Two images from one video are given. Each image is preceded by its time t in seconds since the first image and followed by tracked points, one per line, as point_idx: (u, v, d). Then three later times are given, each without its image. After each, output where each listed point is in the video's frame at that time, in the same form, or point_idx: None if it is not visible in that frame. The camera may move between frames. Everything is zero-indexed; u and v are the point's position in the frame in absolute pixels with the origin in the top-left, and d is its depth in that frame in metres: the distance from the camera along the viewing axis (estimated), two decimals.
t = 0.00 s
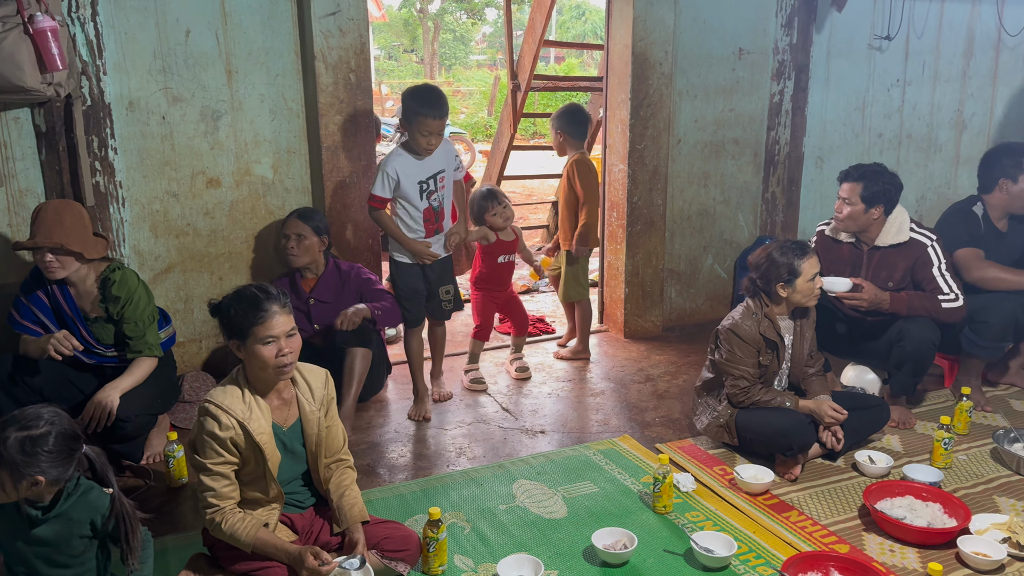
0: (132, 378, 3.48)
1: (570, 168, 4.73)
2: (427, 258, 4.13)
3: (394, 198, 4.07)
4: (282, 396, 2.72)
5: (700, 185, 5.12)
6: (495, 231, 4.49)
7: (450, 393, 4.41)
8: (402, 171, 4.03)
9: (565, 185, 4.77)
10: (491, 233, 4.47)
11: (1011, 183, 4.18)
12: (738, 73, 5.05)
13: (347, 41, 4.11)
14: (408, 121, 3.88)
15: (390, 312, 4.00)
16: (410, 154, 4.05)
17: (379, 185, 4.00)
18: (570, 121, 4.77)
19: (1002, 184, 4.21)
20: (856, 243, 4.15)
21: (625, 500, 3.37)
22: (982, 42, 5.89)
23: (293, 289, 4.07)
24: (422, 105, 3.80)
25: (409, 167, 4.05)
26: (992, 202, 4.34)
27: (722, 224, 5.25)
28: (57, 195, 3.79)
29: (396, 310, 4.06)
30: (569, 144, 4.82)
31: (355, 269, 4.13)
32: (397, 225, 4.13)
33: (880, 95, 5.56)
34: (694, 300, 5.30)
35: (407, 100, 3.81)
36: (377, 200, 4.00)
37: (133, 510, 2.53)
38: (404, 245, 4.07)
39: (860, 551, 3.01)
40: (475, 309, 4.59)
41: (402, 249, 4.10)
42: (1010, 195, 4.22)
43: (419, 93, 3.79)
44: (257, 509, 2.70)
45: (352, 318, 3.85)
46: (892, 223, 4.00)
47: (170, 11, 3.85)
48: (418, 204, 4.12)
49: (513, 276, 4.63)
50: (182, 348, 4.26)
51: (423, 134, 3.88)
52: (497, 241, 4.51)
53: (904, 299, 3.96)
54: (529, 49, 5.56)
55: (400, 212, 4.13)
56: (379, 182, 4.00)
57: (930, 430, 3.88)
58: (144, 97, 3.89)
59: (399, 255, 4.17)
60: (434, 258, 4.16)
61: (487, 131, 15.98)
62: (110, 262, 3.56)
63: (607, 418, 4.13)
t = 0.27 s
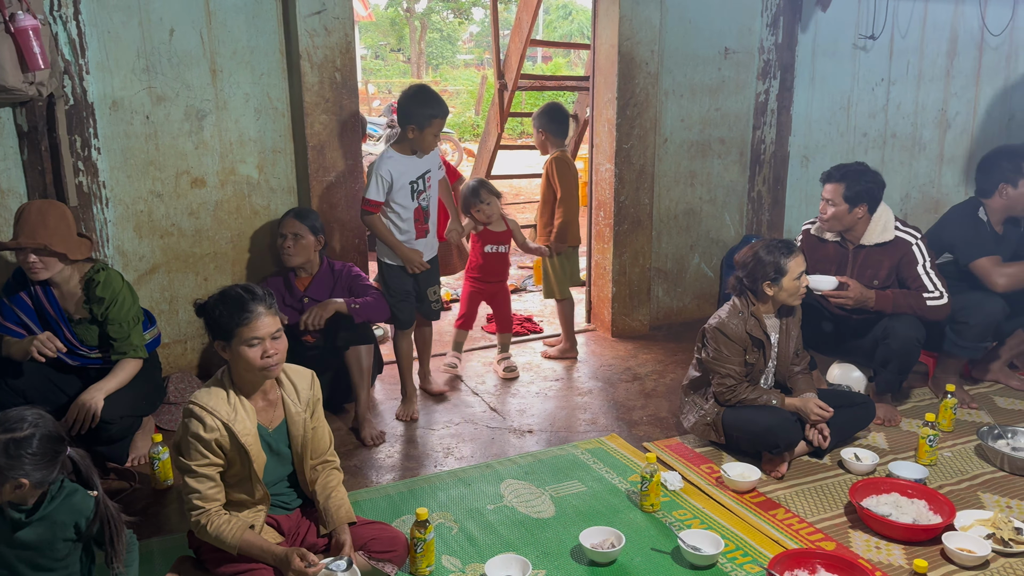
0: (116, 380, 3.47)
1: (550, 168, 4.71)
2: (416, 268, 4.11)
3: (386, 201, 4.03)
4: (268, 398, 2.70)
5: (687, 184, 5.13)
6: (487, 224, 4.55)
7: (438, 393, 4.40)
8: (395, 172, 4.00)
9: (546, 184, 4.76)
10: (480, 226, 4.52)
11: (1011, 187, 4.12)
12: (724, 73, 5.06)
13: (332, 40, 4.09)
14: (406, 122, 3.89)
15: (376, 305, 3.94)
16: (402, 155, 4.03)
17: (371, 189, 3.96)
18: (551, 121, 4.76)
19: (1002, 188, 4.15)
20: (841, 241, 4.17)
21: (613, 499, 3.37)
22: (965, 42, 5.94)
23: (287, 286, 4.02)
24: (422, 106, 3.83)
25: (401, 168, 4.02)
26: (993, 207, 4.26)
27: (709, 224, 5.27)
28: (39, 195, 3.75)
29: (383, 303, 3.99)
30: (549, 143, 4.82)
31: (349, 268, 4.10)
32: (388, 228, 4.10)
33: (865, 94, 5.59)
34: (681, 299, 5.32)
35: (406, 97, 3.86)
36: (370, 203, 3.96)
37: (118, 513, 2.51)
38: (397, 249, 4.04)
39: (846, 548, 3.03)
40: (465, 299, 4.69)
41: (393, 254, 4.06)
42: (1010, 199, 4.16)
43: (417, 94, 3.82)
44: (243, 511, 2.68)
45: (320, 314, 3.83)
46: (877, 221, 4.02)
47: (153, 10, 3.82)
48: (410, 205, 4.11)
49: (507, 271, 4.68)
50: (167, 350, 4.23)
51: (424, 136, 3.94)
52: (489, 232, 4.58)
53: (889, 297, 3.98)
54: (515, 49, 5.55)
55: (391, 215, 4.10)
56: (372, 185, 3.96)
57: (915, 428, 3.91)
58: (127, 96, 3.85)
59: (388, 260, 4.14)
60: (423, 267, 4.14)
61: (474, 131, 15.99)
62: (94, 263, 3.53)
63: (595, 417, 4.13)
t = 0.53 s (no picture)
0: (100, 382, 3.45)
1: (531, 167, 4.75)
2: (398, 274, 4.04)
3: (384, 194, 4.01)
4: (254, 399, 2.69)
5: (674, 183, 5.14)
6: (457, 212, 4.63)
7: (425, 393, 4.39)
8: (396, 166, 4.00)
9: (531, 181, 4.78)
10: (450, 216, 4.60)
11: (1002, 190, 4.11)
12: (710, 72, 5.07)
13: (318, 39, 4.07)
14: (409, 116, 3.92)
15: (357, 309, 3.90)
16: (403, 150, 4.04)
17: (372, 179, 3.93)
18: (531, 122, 4.76)
19: (992, 191, 4.14)
20: (826, 240, 4.19)
21: (600, 498, 3.37)
22: (949, 41, 5.98)
23: (281, 284, 4.01)
24: (428, 101, 3.89)
25: (401, 162, 4.03)
26: (982, 208, 4.25)
27: (696, 222, 5.28)
28: (21, 196, 3.71)
29: (366, 302, 3.96)
30: (530, 142, 4.82)
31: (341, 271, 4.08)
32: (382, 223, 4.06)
33: (850, 93, 5.62)
34: (669, 298, 5.33)
35: (410, 93, 3.88)
36: (370, 193, 3.93)
37: (102, 516, 2.49)
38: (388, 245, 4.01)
39: (832, 545, 3.04)
40: (438, 295, 4.74)
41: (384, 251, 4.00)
42: (1000, 202, 4.15)
43: (425, 89, 3.87)
44: (229, 512, 2.66)
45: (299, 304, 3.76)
46: (861, 220, 4.03)
47: (137, 9, 3.79)
48: (405, 202, 4.10)
49: (479, 263, 4.74)
50: (152, 351, 4.20)
51: (430, 129, 3.99)
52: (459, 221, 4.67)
53: (875, 294, 4.00)
54: (502, 48, 5.55)
55: (386, 209, 4.06)
56: (373, 175, 3.93)
57: (901, 425, 3.93)
58: (111, 96, 3.82)
59: (378, 256, 4.08)
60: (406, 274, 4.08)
61: (462, 130, 15.99)
62: (78, 264, 3.50)
63: (582, 416, 4.13)
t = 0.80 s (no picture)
0: (85, 385, 3.41)
1: (502, 171, 4.76)
2: (393, 272, 4.01)
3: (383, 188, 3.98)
4: (239, 400, 2.67)
5: (660, 182, 5.15)
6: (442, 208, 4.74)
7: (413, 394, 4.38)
8: (393, 159, 3.99)
9: (505, 185, 4.78)
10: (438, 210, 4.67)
11: (985, 188, 4.14)
12: (696, 71, 5.08)
13: (303, 38, 4.05)
14: (404, 110, 3.91)
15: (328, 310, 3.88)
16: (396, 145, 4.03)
17: (374, 171, 3.89)
18: (508, 120, 4.70)
19: (976, 189, 4.17)
20: (812, 239, 4.22)
21: (588, 497, 3.37)
22: (933, 40, 6.01)
23: (269, 285, 3.98)
24: (423, 96, 3.91)
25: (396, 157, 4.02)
26: (965, 206, 4.29)
27: (683, 221, 5.29)
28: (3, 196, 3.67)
29: (338, 301, 3.92)
30: (506, 141, 4.80)
31: (327, 272, 4.06)
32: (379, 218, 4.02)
33: (836, 92, 5.64)
34: (656, 297, 5.34)
35: (403, 89, 3.89)
36: (372, 185, 3.89)
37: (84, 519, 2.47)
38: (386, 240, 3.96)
39: (819, 543, 3.05)
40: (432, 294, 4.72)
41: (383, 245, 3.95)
42: (983, 201, 4.19)
43: (418, 86, 3.90)
44: (214, 515, 2.64)
45: (267, 320, 3.77)
46: (847, 219, 4.05)
47: (119, 7, 3.75)
48: (399, 197, 4.09)
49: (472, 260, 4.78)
50: (137, 352, 4.16)
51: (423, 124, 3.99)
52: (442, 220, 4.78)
53: (860, 293, 4.02)
54: (489, 48, 5.54)
55: (383, 204, 4.03)
56: (375, 167, 3.90)
57: (887, 422, 3.95)
58: (93, 95, 3.79)
59: (375, 251, 4.02)
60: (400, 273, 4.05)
61: (450, 129, 15.97)
62: (61, 265, 3.46)
63: (570, 415, 4.13)
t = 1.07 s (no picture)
0: (69, 387, 3.39)
1: (472, 175, 4.77)
2: (378, 269, 3.98)
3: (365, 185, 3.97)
4: (225, 402, 2.65)
5: (648, 181, 5.15)
6: (420, 207, 4.82)
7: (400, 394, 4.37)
8: (374, 155, 3.97)
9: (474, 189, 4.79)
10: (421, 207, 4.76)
11: (966, 184, 4.16)
12: (682, 71, 5.09)
13: (287, 37, 4.03)
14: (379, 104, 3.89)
15: (314, 310, 3.86)
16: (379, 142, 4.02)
17: (352, 168, 3.89)
18: (477, 120, 4.72)
19: (957, 185, 4.18)
20: (798, 237, 4.23)
21: (576, 496, 3.37)
22: (917, 39, 6.04)
23: (256, 284, 3.95)
24: (400, 88, 3.84)
25: (379, 153, 4.00)
26: (946, 200, 4.30)
27: (670, 220, 5.30)
28: None
29: (324, 301, 3.90)
30: (473, 142, 4.81)
31: (313, 271, 4.03)
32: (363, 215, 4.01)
33: (821, 90, 5.67)
34: (643, 296, 5.34)
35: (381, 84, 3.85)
36: (352, 182, 3.88)
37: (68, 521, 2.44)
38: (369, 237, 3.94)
39: (806, 540, 3.06)
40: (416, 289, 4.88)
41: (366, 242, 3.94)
42: (964, 195, 4.19)
43: (394, 79, 3.85)
44: (200, 517, 2.62)
45: (257, 328, 3.75)
46: (832, 218, 4.07)
47: (102, 6, 3.72)
48: (385, 193, 4.07)
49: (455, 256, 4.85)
50: (122, 354, 4.13)
51: (399, 118, 3.91)
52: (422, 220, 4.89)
53: (844, 290, 4.04)
54: (476, 47, 5.53)
55: (367, 200, 4.02)
56: (353, 164, 3.90)
57: (873, 419, 3.97)
58: (76, 95, 3.75)
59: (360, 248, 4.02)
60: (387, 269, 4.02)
61: (438, 128, 15.95)
62: (45, 266, 3.43)
63: (558, 414, 4.12)
